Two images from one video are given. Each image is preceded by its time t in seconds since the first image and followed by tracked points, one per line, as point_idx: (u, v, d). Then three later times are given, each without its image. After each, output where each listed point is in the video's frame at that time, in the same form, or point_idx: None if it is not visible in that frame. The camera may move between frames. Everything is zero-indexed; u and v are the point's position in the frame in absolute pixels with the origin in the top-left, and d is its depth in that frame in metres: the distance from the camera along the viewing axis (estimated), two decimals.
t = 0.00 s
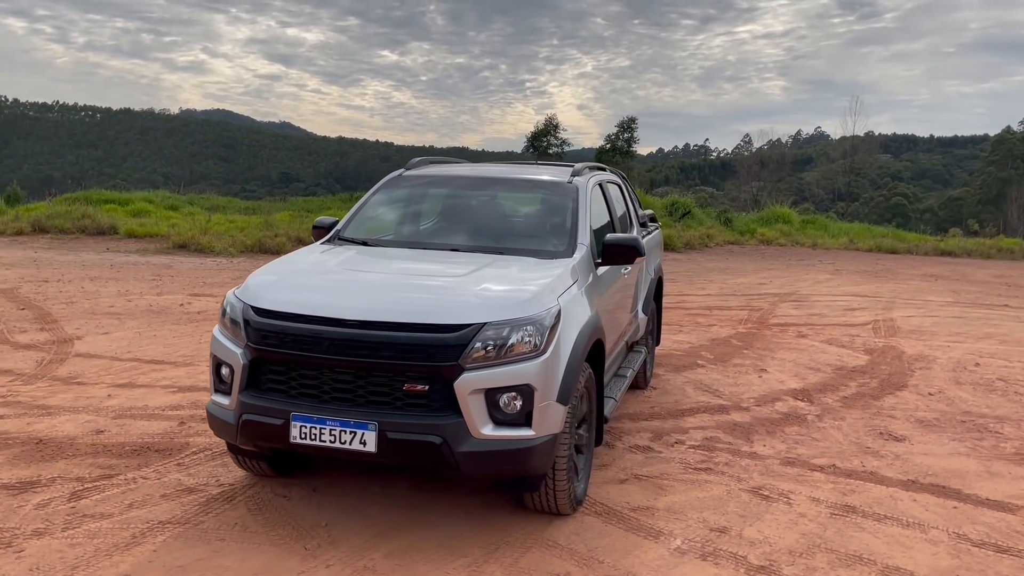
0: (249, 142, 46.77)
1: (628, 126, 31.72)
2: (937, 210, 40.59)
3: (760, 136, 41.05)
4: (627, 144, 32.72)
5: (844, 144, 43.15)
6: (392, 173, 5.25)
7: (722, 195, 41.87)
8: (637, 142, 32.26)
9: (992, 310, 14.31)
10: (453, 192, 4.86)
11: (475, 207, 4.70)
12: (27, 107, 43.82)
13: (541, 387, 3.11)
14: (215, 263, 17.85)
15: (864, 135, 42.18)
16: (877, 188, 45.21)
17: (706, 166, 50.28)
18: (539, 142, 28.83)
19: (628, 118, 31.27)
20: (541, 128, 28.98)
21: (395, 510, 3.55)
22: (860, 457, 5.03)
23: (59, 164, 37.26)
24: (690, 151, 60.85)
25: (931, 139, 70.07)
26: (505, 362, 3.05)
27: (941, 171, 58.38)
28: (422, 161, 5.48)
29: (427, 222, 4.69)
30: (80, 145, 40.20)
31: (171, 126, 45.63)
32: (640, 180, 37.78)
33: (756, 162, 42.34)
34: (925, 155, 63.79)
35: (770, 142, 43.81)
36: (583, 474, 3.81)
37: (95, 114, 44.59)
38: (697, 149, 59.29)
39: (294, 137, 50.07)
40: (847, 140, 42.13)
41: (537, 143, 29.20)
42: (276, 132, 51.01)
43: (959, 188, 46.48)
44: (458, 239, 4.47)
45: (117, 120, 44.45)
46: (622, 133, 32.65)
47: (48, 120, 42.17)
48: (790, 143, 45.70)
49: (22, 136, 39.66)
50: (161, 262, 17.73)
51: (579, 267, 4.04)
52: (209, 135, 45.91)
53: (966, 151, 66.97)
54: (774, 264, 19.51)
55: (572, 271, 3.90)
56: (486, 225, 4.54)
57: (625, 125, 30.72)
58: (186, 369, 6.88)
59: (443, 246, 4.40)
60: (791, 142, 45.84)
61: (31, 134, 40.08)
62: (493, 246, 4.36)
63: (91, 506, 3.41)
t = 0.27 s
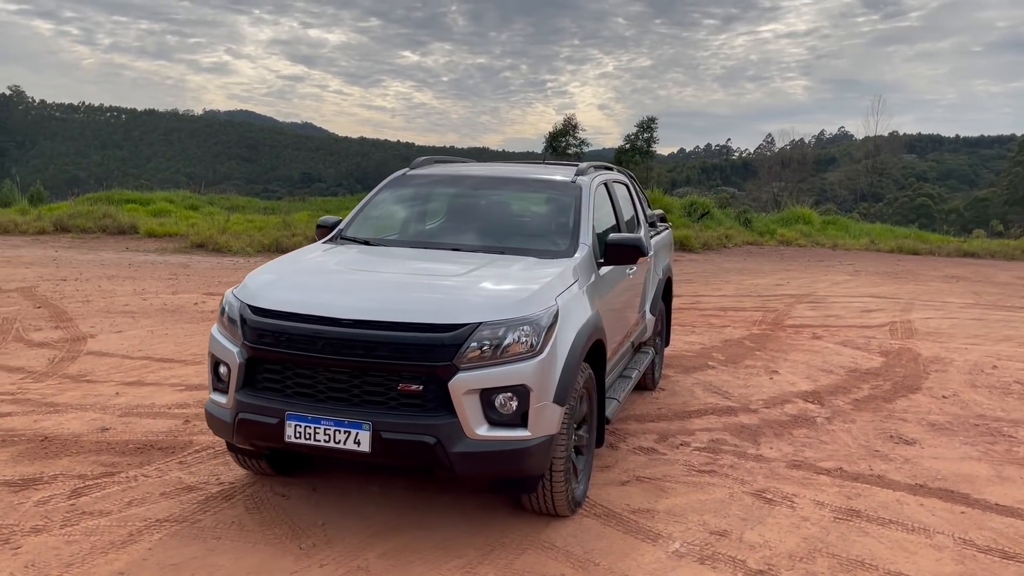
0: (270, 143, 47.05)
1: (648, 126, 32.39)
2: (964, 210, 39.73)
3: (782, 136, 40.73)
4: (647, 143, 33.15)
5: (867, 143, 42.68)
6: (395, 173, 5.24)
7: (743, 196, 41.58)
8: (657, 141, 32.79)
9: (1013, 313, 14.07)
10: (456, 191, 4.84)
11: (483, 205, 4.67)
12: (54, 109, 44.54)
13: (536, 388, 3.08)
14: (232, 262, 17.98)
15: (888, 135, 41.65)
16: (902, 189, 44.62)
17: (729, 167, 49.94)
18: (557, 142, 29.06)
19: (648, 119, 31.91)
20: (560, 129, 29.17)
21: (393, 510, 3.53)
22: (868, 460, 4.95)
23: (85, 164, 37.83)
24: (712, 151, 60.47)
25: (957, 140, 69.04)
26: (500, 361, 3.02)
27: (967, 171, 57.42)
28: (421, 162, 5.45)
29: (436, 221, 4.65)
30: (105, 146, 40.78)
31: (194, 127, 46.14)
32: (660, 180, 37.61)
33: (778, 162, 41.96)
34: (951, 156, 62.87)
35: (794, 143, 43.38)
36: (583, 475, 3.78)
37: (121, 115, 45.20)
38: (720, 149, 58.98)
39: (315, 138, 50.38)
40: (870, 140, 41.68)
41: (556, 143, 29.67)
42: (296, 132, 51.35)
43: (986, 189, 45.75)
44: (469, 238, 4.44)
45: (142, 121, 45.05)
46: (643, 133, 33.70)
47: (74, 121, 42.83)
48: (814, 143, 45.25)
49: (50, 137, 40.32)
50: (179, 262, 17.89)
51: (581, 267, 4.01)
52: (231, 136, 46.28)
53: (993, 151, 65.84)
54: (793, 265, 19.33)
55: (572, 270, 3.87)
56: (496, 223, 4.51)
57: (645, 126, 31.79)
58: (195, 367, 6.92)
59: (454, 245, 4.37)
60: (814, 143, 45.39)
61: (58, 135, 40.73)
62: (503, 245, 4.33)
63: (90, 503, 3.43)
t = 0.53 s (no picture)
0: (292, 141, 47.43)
1: (669, 123, 33.10)
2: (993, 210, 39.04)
3: (806, 135, 40.33)
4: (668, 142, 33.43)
5: (893, 141, 42.14)
6: (401, 169, 5.22)
7: (767, 195, 41.23)
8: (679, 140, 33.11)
9: None
10: (461, 187, 4.81)
11: (495, 201, 4.62)
12: (82, 109, 45.24)
13: (536, 385, 3.04)
14: (251, 260, 18.12)
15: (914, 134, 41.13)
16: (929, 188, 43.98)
17: (753, 166, 49.58)
18: (577, 141, 29.44)
19: (669, 117, 32.69)
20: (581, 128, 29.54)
21: (394, 508, 3.51)
22: (881, 461, 4.86)
23: (112, 164, 38.38)
24: (736, 151, 60.02)
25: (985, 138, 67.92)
26: (498, 358, 2.99)
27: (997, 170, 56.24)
28: (425, 158, 5.39)
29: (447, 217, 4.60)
30: (132, 146, 41.35)
31: (219, 126, 46.60)
32: (682, 179, 37.39)
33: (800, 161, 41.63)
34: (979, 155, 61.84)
35: (818, 142, 43.02)
36: (586, 474, 3.74)
37: (147, 115, 45.80)
38: (744, 148, 58.57)
39: (338, 137, 50.66)
40: (895, 139, 41.19)
41: (577, 141, 30.98)
42: (319, 131, 51.65)
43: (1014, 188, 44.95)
44: (483, 235, 4.39)
45: (168, 121, 45.61)
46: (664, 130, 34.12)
47: (101, 121, 43.47)
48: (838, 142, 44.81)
49: (78, 137, 40.96)
50: (199, 259, 18.05)
51: (585, 263, 3.97)
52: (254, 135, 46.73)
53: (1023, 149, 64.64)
54: (813, 264, 19.13)
55: (576, 266, 3.82)
56: (509, 220, 4.47)
57: (669, 124, 32.30)
58: (206, 363, 6.96)
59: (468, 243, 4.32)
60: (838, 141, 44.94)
61: (86, 135, 41.36)
62: (517, 243, 4.29)
63: (92, 498, 3.44)
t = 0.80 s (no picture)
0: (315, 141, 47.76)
1: (691, 121, 33.21)
2: None
3: (831, 133, 39.87)
4: (691, 140, 33.44)
5: (921, 140, 41.50)
6: (406, 167, 5.19)
7: (792, 194, 40.81)
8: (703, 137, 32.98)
9: None
10: (466, 184, 4.76)
11: (507, 196, 4.56)
12: (110, 109, 45.95)
13: (533, 383, 2.99)
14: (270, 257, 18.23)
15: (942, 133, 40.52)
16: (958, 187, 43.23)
17: (779, 165, 49.14)
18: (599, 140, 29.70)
19: (691, 114, 33.01)
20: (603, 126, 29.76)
21: (392, 508, 3.47)
22: (893, 463, 4.75)
23: (140, 163, 38.91)
24: (761, 150, 59.48)
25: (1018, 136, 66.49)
26: (494, 356, 2.94)
27: None
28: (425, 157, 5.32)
29: (459, 213, 4.53)
30: (160, 145, 41.88)
31: (242, 126, 47.04)
32: (706, 178, 37.14)
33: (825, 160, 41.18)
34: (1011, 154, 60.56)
35: (843, 141, 42.55)
36: (588, 475, 3.68)
37: (174, 115, 46.39)
38: (769, 147, 58.05)
39: (361, 136, 50.91)
40: (922, 137, 40.61)
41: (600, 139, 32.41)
42: (341, 130, 51.92)
43: None
44: (497, 230, 4.32)
45: (196, 121, 46.13)
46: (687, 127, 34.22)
47: (129, 121, 44.09)
48: (864, 140, 44.27)
49: (107, 137, 41.59)
50: (219, 257, 18.20)
51: (588, 261, 3.91)
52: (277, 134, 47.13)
53: None
54: (836, 264, 18.89)
55: (578, 264, 3.76)
56: (523, 215, 4.40)
57: (692, 121, 32.54)
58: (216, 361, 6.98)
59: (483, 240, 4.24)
60: (864, 140, 44.40)
61: (114, 134, 41.99)
62: (531, 239, 4.22)
63: (90, 494, 3.44)
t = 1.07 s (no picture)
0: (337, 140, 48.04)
1: (716, 120, 33.08)
2: None
3: (858, 131, 39.40)
4: (715, 139, 33.31)
5: (952, 138, 40.83)
6: (412, 165, 5.17)
7: (819, 193, 40.37)
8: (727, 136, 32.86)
9: None
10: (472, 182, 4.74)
11: (519, 194, 4.53)
12: (141, 109, 46.82)
13: (530, 384, 2.95)
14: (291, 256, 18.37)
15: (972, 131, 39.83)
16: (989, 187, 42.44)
17: (805, 163, 48.62)
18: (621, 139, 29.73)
19: (716, 112, 32.95)
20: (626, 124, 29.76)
21: (391, 508, 3.45)
22: (906, 467, 4.65)
23: (169, 162, 39.56)
24: (789, 148, 58.87)
25: None
26: (490, 357, 2.91)
27: None
28: (429, 157, 5.28)
29: (472, 211, 4.50)
30: (189, 143, 42.55)
31: (266, 125, 47.49)
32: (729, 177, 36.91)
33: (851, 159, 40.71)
34: None
35: (870, 140, 42.00)
36: (590, 476, 3.63)
37: (203, 115, 47.10)
38: (796, 146, 57.44)
39: (383, 135, 51.13)
40: (952, 136, 39.96)
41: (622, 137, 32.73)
42: (365, 128, 52.23)
43: None
44: (513, 228, 4.29)
45: (225, 120, 46.77)
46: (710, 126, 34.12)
47: (159, 120, 44.92)
48: (891, 139, 43.66)
49: (137, 136, 42.40)
50: (241, 254, 18.37)
51: (591, 260, 3.86)
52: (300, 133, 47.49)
53: None
54: (859, 263, 18.63)
55: (580, 264, 3.72)
56: (537, 212, 4.37)
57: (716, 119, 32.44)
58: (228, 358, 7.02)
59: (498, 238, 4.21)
60: (891, 138, 43.79)
61: (144, 133, 42.79)
62: (536, 239, 4.19)
63: (92, 492, 3.45)
